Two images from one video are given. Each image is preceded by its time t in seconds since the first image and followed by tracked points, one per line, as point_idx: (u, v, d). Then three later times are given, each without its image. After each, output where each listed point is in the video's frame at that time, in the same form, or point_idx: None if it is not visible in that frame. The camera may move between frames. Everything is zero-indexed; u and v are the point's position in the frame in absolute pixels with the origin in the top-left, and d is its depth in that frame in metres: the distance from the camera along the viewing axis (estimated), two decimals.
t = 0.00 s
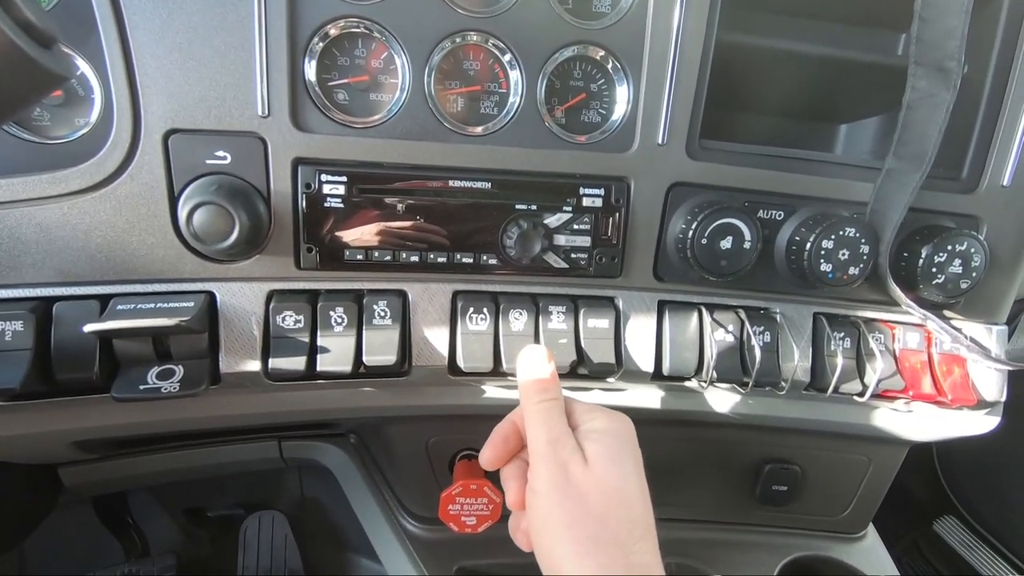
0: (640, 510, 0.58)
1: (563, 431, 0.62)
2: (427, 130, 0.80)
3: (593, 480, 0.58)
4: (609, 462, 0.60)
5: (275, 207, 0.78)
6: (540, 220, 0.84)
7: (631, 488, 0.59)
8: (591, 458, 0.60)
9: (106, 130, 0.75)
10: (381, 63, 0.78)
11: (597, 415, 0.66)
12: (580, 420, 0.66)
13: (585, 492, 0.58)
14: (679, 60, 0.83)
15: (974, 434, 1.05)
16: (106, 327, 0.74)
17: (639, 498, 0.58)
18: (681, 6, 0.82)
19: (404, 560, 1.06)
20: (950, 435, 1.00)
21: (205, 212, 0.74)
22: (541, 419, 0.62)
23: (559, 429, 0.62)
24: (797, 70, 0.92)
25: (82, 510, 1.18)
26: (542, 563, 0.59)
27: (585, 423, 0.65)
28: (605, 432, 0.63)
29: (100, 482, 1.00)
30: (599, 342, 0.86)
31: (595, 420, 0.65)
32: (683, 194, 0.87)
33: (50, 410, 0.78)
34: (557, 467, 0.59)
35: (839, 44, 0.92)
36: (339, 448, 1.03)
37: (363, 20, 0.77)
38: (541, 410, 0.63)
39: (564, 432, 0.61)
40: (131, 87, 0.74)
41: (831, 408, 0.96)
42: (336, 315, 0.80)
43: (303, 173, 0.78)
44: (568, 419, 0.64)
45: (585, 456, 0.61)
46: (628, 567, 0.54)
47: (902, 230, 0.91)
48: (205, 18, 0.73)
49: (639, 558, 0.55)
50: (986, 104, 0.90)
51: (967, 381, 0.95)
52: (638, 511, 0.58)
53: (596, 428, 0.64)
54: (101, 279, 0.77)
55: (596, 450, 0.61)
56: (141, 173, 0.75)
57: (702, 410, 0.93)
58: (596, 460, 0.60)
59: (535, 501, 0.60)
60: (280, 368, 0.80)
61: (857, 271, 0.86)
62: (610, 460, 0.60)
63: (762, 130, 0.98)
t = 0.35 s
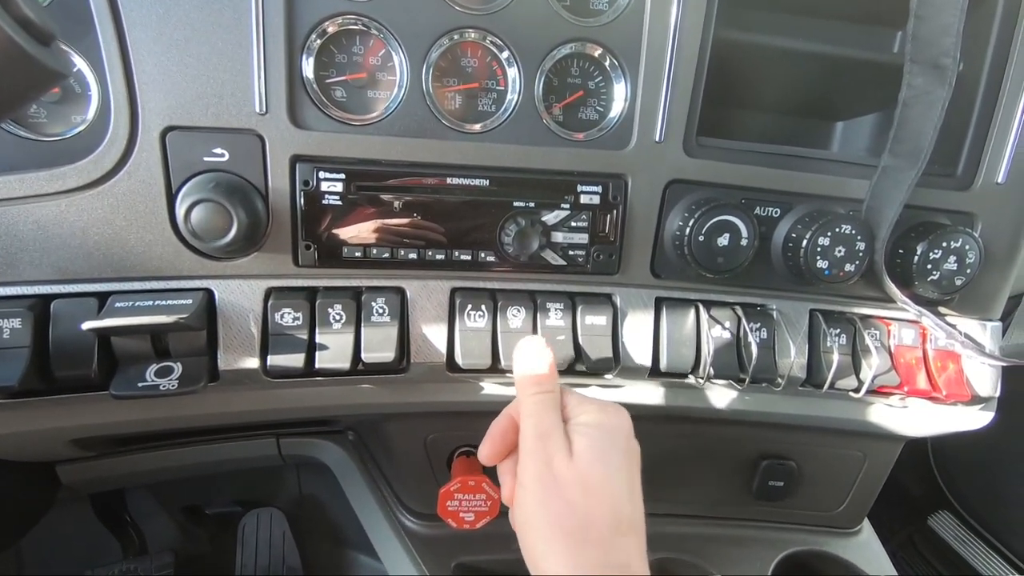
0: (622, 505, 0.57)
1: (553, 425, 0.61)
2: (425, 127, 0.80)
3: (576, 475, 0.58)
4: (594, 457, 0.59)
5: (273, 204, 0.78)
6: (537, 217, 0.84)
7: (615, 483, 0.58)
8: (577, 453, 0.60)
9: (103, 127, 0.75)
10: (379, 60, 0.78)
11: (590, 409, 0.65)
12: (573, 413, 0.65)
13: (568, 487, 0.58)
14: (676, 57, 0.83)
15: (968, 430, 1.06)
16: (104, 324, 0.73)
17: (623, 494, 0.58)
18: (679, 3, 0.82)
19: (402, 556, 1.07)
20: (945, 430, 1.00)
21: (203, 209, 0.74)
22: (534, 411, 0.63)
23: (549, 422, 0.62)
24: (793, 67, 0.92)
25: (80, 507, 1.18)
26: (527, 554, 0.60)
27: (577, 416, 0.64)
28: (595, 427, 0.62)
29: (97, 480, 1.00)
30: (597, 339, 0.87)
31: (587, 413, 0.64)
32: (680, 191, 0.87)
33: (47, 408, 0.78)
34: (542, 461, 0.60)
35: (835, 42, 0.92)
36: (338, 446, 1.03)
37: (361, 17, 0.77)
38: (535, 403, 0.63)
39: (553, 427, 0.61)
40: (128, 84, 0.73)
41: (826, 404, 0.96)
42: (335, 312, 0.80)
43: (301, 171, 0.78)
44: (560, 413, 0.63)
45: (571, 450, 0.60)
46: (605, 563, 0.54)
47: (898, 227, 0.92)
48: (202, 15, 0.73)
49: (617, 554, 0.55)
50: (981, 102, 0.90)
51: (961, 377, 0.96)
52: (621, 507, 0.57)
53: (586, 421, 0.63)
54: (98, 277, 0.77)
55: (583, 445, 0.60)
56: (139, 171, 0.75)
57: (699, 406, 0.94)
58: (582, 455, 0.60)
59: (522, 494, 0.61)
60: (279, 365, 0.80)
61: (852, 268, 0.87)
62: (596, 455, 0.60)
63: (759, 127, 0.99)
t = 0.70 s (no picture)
0: (613, 495, 0.58)
1: (539, 429, 0.63)
2: (424, 129, 0.80)
3: (565, 470, 0.59)
4: (581, 454, 0.61)
5: (272, 206, 0.78)
6: (536, 219, 0.84)
7: (603, 475, 0.59)
8: (565, 451, 0.61)
9: (103, 129, 0.75)
10: (378, 62, 0.79)
11: (575, 411, 0.66)
12: (560, 417, 0.66)
13: (558, 483, 0.59)
14: (674, 60, 0.83)
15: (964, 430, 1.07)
16: (103, 325, 0.73)
17: (612, 486, 0.59)
18: (677, 6, 0.82)
19: (401, 556, 1.07)
20: (941, 430, 1.01)
21: (203, 211, 0.74)
22: (522, 419, 0.64)
23: (536, 426, 0.63)
24: (790, 69, 0.93)
25: (79, 508, 1.18)
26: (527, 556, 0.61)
27: (564, 418, 0.65)
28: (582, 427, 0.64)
29: (96, 481, 1.00)
30: (596, 340, 0.87)
31: (573, 414, 0.65)
32: (678, 193, 0.87)
33: (47, 409, 0.78)
34: (532, 464, 0.61)
35: (833, 44, 0.92)
36: (339, 447, 1.03)
37: (360, 19, 0.77)
38: (523, 411, 0.65)
39: (540, 431, 0.62)
40: (127, 86, 0.73)
41: (824, 404, 0.97)
42: (334, 313, 0.81)
43: (301, 172, 0.78)
44: (547, 417, 0.65)
45: (559, 449, 0.62)
46: (599, 551, 0.55)
47: (895, 228, 0.92)
48: (201, 16, 0.73)
49: (611, 541, 0.56)
50: (977, 104, 0.91)
51: (957, 377, 0.96)
52: (611, 498, 0.58)
53: (573, 422, 0.64)
54: (98, 278, 0.77)
55: (571, 443, 0.62)
56: (138, 172, 0.75)
57: (696, 407, 0.94)
58: (570, 452, 0.61)
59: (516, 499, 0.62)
60: (278, 366, 0.80)
61: (849, 269, 0.87)
62: (583, 451, 0.61)
63: (756, 128, 0.99)
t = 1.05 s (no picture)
0: (613, 498, 0.58)
1: (539, 430, 0.63)
2: (423, 130, 0.80)
3: (565, 471, 0.59)
4: (581, 455, 0.61)
5: (271, 207, 0.78)
6: (534, 219, 0.84)
7: (603, 477, 0.59)
8: (564, 452, 0.61)
9: (101, 129, 0.75)
10: (377, 63, 0.79)
11: (574, 413, 0.66)
12: (559, 420, 0.66)
13: (558, 484, 0.59)
14: (673, 61, 0.84)
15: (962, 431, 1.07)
16: (101, 327, 0.73)
17: (612, 488, 0.59)
18: (675, 8, 0.82)
19: (400, 558, 1.07)
20: (939, 430, 1.01)
21: (201, 211, 0.74)
22: (521, 420, 0.64)
23: (536, 428, 0.63)
24: (788, 70, 0.93)
25: (77, 509, 1.18)
26: (527, 558, 0.60)
27: (563, 420, 0.65)
28: (581, 429, 0.64)
29: (94, 482, 1.00)
30: (594, 341, 0.87)
31: (572, 417, 0.66)
32: (676, 194, 0.87)
33: (44, 410, 0.78)
34: (532, 465, 0.61)
35: (830, 45, 0.93)
36: (335, 447, 1.03)
37: (359, 20, 0.77)
38: (522, 412, 0.65)
39: (540, 432, 0.63)
40: (126, 87, 0.73)
41: (822, 405, 0.97)
42: (333, 314, 0.81)
43: (299, 173, 0.78)
44: (546, 418, 0.65)
45: (559, 450, 0.62)
46: (599, 552, 0.55)
47: (892, 229, 0.92)
48: (200, 17, 0.73)
49: (611, 542, 0.56)
50: (974, 106, 0.91)
51: (955, 378, 0.96)
52: (610, 499, 0.58)
53: (572, 424, 0.64)
54: (96, 279, 0.77)
55: (570, 444, 0.62)
56: (137, 173, 0.75)
57: (695, 408, 0.94)
58: (570, 454, 0.61)
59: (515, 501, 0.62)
60: (276, 367, 0.80)
61: (847, 271, 0.87)
62: (583, 453, 0.61)
63: (754, 129, 0.99)
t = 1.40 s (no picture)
0: (618, 501, 0.58)
1: (544, 431, 0.63)
2: (423, 132, 0.80)
3: (571, 473, 0.59)
4: (586, 457, 0.61)
5: (270, 208, 0.78)
6: (534, 221, 0.84)
7: (608, 481, 0.59)
8: (570, 454, 0.61)
9: (101, 130, 0.75)
10: (376, 64, 0.79)
11: (577, 415, 0.66)
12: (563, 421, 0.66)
13: (564, 484, 0.59)
14: (672, 64, 0.84)
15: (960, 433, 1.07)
16: (100, 328, 0.73)
17: (617, 491, 0.59)
18: (675, 10, 0.82)
19: (399, 560, 1.07)
20: (938, 432, 1.01)
21: (201, 212, 0.74)
22: (526, 419, 0.64)
23: (541, 428, 0.63)
24: (788, 73, 0.93)
25: (74, 511, 1.17)
26: (527, 558, 0.60)
27: (567, 422, 0.65)
28: (586, 431, 0.64)
29: (92, 484, 1.00)
30: (594, 343, 0.87)
31: (576, 419, 0.65)
32: (676, 196, 0.87)
33: (43, 412, 0.78)
34: (536, 465, 0.61)
35: (829, 48, 0.93)
36: (334, 448, 1.04)
37: (359, 22, 0.77)
38: (526, 411, 0.64)
39: (546, 433, 0.62)
40: (126, 88, 0.73)
41: (821, 407, 0.97)
42: (332, 315, 0.81)
43: (299, 175, 0.78)
44: (551, 419, 0.65)
45: (564, 451, 0.62)
46: (604, 555, 0.54)
47: (892, 231, 0.92)
48: (200, 19, 0.73)
49: (617, 546, 0.55)
50: (973, 109, 0.92)
51: (954, 380, 0.96)
52: (615, 503, 0.58)
53: (576, 426, 0.64)
54: (96, 280, 0.77)
55: (575, 446, 0.62)
56: (136, 174, 0.75)
57: (694, 410, 0.94)
58: (575, 455, 0.61)
59: (517, 499, 0.61)
60: (276, 369, 0.80)
61: (847, 273, 0.88)
62: (589, 456, 0.61)
63: (753, 132, 0.99)
